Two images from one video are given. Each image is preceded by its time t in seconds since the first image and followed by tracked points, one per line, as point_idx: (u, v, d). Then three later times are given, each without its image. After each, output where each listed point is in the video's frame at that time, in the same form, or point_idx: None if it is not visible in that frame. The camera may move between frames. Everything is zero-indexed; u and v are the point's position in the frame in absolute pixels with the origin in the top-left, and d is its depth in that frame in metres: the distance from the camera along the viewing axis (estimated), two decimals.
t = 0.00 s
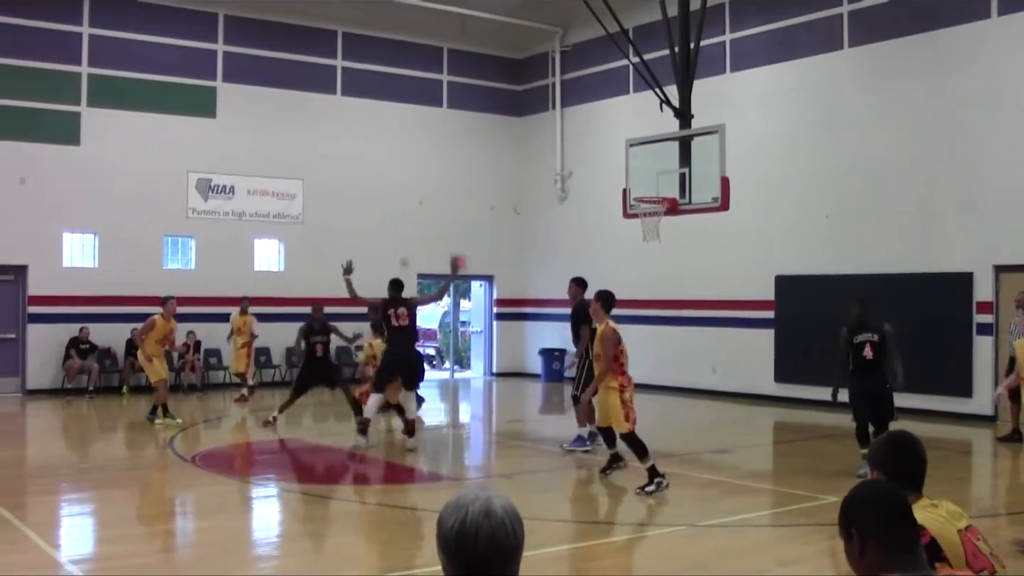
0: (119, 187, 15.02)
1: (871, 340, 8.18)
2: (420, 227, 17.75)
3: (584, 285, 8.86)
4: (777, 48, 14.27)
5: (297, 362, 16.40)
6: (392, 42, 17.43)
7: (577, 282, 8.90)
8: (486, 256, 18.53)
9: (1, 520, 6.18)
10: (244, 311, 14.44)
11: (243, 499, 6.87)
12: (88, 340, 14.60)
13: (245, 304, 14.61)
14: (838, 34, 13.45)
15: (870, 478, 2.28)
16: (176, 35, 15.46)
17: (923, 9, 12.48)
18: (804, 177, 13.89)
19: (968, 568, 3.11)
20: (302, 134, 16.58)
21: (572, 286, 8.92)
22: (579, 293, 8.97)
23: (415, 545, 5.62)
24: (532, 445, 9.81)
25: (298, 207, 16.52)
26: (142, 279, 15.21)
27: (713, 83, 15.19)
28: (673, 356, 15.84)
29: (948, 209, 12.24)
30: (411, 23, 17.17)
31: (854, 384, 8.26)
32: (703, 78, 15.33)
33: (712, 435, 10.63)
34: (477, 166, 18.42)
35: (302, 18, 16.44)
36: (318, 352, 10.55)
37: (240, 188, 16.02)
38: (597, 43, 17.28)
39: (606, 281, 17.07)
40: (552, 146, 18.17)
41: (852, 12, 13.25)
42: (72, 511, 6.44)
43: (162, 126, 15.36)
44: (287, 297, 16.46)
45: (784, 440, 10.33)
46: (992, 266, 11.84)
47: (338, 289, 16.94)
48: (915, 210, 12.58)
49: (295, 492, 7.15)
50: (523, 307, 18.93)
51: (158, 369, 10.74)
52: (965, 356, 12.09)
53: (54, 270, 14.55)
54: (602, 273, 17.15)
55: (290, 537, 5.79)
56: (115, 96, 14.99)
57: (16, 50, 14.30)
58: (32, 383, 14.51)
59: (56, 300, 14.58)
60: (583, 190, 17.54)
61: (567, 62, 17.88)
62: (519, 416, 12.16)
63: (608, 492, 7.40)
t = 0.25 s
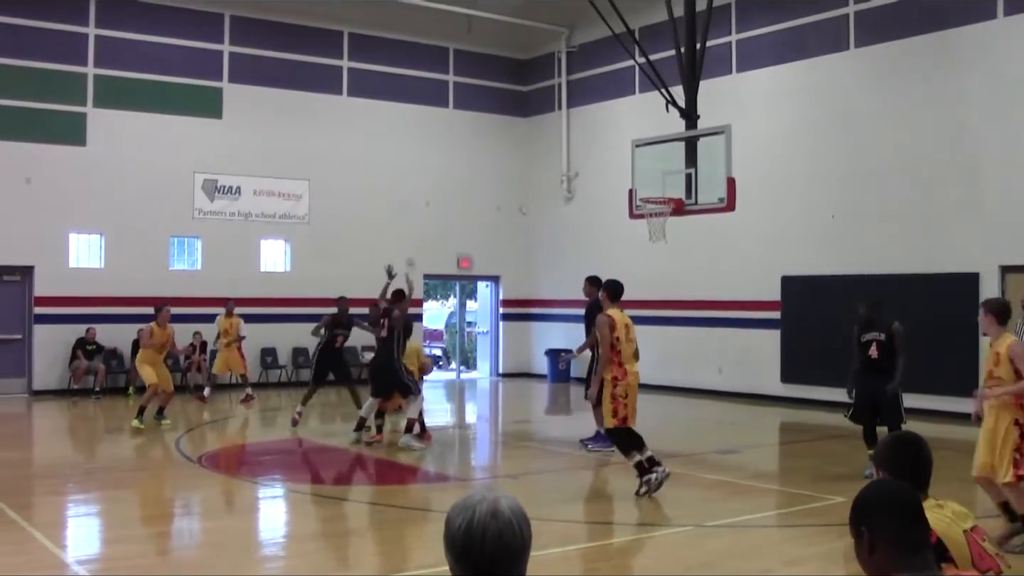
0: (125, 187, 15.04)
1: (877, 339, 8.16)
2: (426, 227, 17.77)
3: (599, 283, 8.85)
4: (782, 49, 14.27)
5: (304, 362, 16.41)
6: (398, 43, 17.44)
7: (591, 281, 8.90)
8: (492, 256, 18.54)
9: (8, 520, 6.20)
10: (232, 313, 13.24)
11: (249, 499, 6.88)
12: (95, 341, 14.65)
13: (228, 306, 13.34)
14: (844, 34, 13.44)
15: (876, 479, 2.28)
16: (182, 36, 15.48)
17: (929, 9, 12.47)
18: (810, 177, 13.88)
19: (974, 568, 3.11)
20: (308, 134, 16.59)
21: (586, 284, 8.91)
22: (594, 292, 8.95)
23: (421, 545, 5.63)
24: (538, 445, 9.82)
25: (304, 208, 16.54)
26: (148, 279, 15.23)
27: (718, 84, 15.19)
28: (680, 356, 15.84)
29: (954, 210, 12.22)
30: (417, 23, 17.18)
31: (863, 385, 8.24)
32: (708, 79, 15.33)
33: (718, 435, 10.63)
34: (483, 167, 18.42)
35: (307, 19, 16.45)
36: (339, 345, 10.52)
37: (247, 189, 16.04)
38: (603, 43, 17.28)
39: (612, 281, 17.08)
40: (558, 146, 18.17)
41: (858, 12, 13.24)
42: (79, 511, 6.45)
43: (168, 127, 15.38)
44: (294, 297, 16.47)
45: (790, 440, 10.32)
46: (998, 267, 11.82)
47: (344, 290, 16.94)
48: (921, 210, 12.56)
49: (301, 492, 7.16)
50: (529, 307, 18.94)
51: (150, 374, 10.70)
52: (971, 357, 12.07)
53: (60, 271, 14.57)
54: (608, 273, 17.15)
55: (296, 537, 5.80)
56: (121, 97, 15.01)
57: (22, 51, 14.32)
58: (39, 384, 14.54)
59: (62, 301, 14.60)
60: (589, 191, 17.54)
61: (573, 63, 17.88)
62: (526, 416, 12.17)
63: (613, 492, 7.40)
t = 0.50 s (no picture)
0: (130, 187, 15.05)
1: (883, 340, 8.24)
2: (430, 227, 17.76)
3: (607, 283, 8.83)
4: (786, 48, 14.25)
5: (308, 362, 16.42)
6: (402, 42, 17.44)
7: (598, 282, 8.89)
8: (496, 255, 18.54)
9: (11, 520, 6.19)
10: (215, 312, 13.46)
11: (253, 499, 6.87)
12: (99, 340, 14.65)
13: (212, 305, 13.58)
14: (848, 34, 13.42)
15: (881, 477, 2.28)
16: (186, 36, 15.49)
17: (933, 8, 12.46)
18: (814, 176, 13.87)
19: (979, 568, 3.10)
20: (312, 134, 16.59)
21: (593, 285, 8.88)
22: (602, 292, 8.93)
23: (425, 545, 5.62)
24: (543, 444, 9.81)
25: (308, 207, 16.54)
26: (153, 279, 15.24)
27: (722, 83, 15.18)
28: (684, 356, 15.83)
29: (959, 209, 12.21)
30: (421, 23, 17.18)
31: (870, 387, 8.27)
32: (713, 79, 15.32)
33: (722, 435, 10.62)
34: (487, 166, 18.42)
35: (311, 18, 16.45)
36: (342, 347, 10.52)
37: (251, 188, 16.04)
38: (607, 42, 17.27)
39: (616, 281, 17.07)
40: (562, 146, 18.17)
41: (863, 12, 13.22)
42: (82, 511, 6.45)
43: (172, 126, 15.39)
44: (298, 296, 16.48)
45: (794, 439, 10.31)
46: (1003, 266, 11.81)
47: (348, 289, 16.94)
48: (926, 210, 12.55)
49: (305, 492, 7.16)
50: (533, 306, 18.94)
51: (142, 373, 10.23)
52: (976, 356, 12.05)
53: (65, 270, 14.58)
54: (612, 273, 17.14)
55: (300, 537, 5.79)
56: (126, 96, 15.02)
57: (27, 50, 14.32)
58: (43, 383, 14.54)
59: (66, 300, 14.61)
60: (593, 190, 17.54)
61: (577, 62, 17.88)
62: (530, 416, 12.16)
63: (618, 491, 7.39)
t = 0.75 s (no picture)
0: (133, 187, 15.05)
1: (886, 340, 8.24)
2: (434, 227, 17.77)
3: (617, 284, 8.83)
4: (791, 48, 14.24)
5: (312, 362, 16.42)
6: (406, 42, 17.45)
7: (608, 281, 8.88)
8: (500, 255, 18.54)
9: (15, 520, 6.20)
10: (205, 313, 13.60)
11: (258, 498, 6.88)
12: (103, 340, 14.66)
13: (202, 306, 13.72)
14: (852, 34, 13.41)
15: (885, 477, 2.27)
16: (191, 36, 15.50)
17: (937, 8, 12.46)
18: (818, 176, 13.86)
19: (985, 568, 3.10)
20: (316, 134, 16.60)
21: (603, 285, 8.88)
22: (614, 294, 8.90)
23: (429, 546, 5.62)
24: (548, 445, 9.81)
25: (312, 207, 16.55)
26: (157, 279, 15.25)
27: (727, 83, 15.17)
28: (688, 356, 15.82)
29: (962, 209, 12.20)
30: (426, 23, 17.19)
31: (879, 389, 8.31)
32: (717, 78, 15.31)
33: (726, 435, 10.61)
34: (491, 166, 18.42)
35: (315, 19, 16.46)
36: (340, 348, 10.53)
37: (255, 188, 16.05)
38: (611, 42, 17.28)
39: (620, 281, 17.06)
40: (566, 146, 18.17)
41: (867, 11, 13.21)
42: (86, 511, 6.45)
43: (176, 126, 15.40)
44: (302, 296, 16.48)
45: (799, 440, 10.30)
46: (1007, 266, 11.80)
47: (352, 290, 16.94)
48: (930, 210, 12.54)
49: (310, 492, 7.16)
50: (537, 307, 18.94)
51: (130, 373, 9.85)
52: (980, 356, 12.04)
53: (69, 270, 14.59)
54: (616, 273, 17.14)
55: (304, 537, 5.80)
56: (130, 96, 15.03)
57: (31, 50, 14.33)
58: (47, 384, 14.55)
59: (70, 300, 14.61)
60: (597, 190, 17.54)
61: (581, 62, 17.88)
62: (535, 416, 12.16)
63: (620, 492, 7.40)
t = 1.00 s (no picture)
0: (138, 188, 15.07)
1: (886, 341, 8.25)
2: (439, 227, 17.77)
3: (623, 283, 8.83)
4: (796, 48, 14.23)
5: (317, 362, 16.43)
6: (411, 42, 17.46)
7: (614, 281, 8.88)
8: (506, 255, 18.54)
9: (20, 520, 6.21)
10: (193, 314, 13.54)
11: (263, 499, 6.89)
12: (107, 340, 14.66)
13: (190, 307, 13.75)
14: (857, 34, 13.40)
15: (889, 477, 2.27)
16: (196, 37, 15.52)
17: (942, 8, 12.44)
18: (823, 177, 13.85)
19: (988, 568, 3.09)
20: (321, 134, 16.61)
21: (610, 284, 8.89)
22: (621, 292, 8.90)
23: (434, 546, 5.62)
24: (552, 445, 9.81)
25: (317, 207, 16.55)
26: (162, 279, 15.27)
27: (732, 83, 15.16)
28: (693, 356, 15.81)
29: (967, 209, 12.18)
30: (431, 23, 17.20)
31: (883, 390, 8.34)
32: (722, 78, 15.31)
33: (731, 436, 10.61)
34: (496, 166, 18.43)
35: (320, 19, 16.48)
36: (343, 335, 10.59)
37: (260, 189, 16.07)
38: (616, 42, 17.27)
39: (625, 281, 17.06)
40: (572, 146, 18.17)
41: (872, 11, 13.20)
42: (90, 512, 6.46)
43: (181, 127, 15.41)
44: (307, 297, 16.49)
45: (804, 440, 10.29)
46: (1012, 266, 11.78)
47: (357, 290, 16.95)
48: (935, 210, 12.52)
49: (315, 492, 7.16)
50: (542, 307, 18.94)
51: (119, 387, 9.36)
52: (985, 356, 12.02)
53: (74, 271, 14.61)
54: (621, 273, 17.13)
55: (309, 537, 5.80)
56: (135, 97, 15.05)
57: (36, 51, 14.36)
58: (52, 384, 14.57)
59: (75, 301, 14.63)
60: (602, 190, 17.54)
61: (587, 62, 17.87)
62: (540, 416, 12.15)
63: (624, 492, 7.39)
